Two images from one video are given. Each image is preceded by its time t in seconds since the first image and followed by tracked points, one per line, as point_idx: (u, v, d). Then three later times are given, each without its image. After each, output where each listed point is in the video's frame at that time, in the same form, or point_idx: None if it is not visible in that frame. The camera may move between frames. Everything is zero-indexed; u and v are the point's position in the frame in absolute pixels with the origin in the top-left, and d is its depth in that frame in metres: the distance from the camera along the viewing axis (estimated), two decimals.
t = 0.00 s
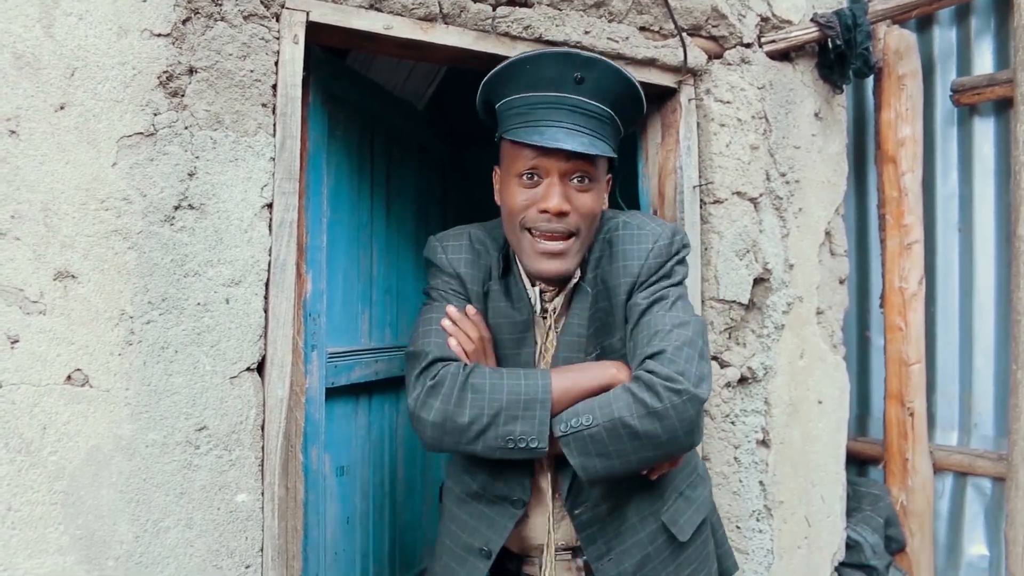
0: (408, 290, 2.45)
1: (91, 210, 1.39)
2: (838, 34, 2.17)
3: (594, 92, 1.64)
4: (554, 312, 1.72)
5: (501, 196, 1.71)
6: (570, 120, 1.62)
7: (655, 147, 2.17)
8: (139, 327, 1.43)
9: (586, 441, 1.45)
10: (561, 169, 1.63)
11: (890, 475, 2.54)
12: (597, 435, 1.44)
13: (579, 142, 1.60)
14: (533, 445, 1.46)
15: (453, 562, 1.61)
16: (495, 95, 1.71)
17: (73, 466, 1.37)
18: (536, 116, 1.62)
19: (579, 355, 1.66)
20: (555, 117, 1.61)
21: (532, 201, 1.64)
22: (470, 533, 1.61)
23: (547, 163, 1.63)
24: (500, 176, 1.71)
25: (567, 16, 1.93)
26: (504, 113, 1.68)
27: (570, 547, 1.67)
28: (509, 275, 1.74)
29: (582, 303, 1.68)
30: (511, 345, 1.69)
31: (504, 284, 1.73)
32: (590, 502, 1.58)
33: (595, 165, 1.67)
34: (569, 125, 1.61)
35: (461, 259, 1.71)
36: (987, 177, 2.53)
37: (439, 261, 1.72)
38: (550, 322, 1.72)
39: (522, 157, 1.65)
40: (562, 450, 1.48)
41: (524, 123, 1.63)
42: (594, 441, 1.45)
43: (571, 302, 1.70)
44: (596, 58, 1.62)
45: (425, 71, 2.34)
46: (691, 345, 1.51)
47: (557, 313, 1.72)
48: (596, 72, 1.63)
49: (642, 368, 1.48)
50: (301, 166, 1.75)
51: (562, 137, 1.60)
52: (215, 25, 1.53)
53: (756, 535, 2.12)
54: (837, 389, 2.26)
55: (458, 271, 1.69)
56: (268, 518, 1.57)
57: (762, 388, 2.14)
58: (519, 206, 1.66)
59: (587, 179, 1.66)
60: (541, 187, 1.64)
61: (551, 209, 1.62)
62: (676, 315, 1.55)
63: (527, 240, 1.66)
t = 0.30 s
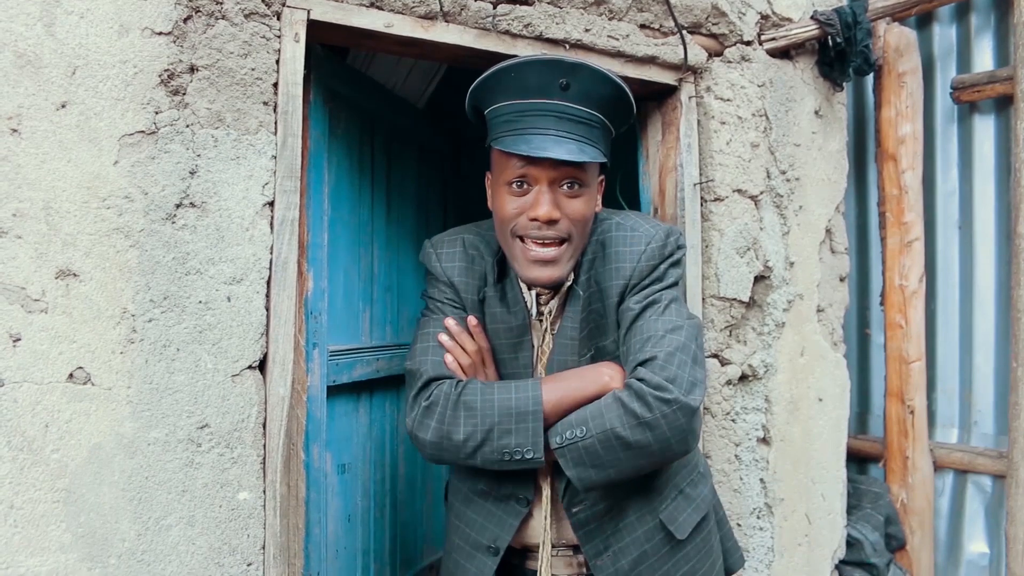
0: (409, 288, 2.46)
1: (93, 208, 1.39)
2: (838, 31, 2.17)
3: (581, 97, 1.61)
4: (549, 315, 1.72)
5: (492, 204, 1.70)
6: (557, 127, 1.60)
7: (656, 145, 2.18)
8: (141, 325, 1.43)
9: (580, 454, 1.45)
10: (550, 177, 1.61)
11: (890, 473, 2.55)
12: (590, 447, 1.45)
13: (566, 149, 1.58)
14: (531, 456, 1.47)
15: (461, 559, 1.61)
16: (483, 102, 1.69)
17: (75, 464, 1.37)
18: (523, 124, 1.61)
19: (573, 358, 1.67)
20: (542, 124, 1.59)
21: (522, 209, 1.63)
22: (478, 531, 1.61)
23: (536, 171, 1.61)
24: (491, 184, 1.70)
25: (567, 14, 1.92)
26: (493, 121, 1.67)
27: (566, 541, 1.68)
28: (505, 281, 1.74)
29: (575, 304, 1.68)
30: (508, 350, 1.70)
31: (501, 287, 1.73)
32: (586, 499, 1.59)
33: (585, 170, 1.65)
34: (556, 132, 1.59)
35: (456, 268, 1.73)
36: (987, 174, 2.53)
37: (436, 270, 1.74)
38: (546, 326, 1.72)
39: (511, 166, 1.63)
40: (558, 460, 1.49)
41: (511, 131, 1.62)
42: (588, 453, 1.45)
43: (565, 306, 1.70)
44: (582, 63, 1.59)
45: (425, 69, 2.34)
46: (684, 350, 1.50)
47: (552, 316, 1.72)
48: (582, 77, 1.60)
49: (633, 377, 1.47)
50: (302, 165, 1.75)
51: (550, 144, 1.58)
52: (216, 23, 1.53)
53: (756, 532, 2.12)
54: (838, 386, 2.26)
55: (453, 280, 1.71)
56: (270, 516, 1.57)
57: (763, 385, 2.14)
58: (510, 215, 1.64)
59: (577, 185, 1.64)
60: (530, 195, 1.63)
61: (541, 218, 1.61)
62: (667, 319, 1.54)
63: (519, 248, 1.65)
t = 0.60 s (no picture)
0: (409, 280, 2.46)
1: (93, 200, 1.39)
2: (839, 23, 2.16)
3: (577, 81, 1.60)
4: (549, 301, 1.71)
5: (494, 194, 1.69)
6: (554, 112, 1.58)
7: (656, 136, 2.17)
8: (141, 317, 1.43)
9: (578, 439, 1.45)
10: (550, 161, 1.60)
11: (889, 465, 2.55)
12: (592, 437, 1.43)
13: (565, 133, 1.57)
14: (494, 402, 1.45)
15: (458, 546, 1.61)
16: (481, 93, 1.69)
17: (75, 456, 1.37)
18: (520, 110, 1.60)
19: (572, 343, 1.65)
20: (540, 110, 1.58)
21: (524, 195, 1.61)
22: (475, 517, 1.60)
23: (536, 156, 1.60)
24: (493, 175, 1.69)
25: (568, 6, 1.92)
26: (491, 110, 1.66)
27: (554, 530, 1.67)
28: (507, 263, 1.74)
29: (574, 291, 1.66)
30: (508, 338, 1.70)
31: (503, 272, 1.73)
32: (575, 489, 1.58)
33: (586, 154, 1.63)
34: (553, 116, 1.58)
35: (458, 249, 1.73)
36: (987, 167, 2.53)
37: (437, 252, 1.74)
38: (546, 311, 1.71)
39: (511, 152, 1.62)
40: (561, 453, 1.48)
41: (510, 118, 1.61)
42: (593, 449, 1.43)
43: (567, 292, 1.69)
44: (576, 47, 1.58)
45: (426, 60, 2.34)
46: (697, 343, 1.48)
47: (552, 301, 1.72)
48: (576, 60, 1.59)
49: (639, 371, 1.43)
50: (303, 156, 1.75)
51: (548, 129, 1.57)
52: (216, 14, 1.53)
53: (755, 524, 2.12)
54: (838, 378, 2.26)
55: (453, 262, 1.71)
56: (270, 507, 1.58)
57: (763, 378, 2.14)
58: (512, 202, 1.63)
59: (577, 167, 1.62)
60: (531, 180, 1.61)
61: (542, 201, 1.59)
62: (678, 309, 1.51)
63: (522, 235, 1.63)
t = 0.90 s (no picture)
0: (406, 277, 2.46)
1: (89, 197, 1.39)
2: (836, 20, 2.16)
3: (566, 98, 1.54)
4: (550, 307, 1.68)
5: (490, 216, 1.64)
6: (544, 134, 1.53)
7: (653, 133, 2.18)
8: (137, 314, 1.43)
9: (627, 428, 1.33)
10: (544, 184, 1.54)
11: (886, 462, 2.56)
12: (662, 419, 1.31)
13: (554, 155, 1.52)
14: (416, 431, 1.36)
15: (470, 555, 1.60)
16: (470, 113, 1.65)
17: (73, 453, 1.37)
18: (509, 134, 1.56)
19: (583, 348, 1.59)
20: (528, 133, 1.54)
21: (519, 221, 1.56)
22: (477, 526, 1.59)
23: (529, 181, 1.55)
24: (487, 196, 1.64)
25: (564, 3, 1.92)
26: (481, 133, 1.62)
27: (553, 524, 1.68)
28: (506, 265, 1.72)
29: (587, 299, 1.60)
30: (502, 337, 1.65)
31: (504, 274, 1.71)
32: (592, 498, 1.54)
33: (580, 172, 1.57)
34: (543, 140, 1.53)
35: (456, 251, 1.72)
36: (984, 163, 2.52)
37: (435, 254, 1.74)
38: (549, 317, 1.68)
39: (504, 178, 1.57)
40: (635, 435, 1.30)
41: (499, 142, 1.57)
42: (670, 426, 1.30)
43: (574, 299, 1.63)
44: (559, 66, 1.52)
45: (422, 58, 2.34)
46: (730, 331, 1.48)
47: (554, 307, 1.68)
48: (562, 78, 1.53)
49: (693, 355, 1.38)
50: (298, 154, 1.75)
51: (538, 153, 1.52)
52: (212, 13, 1.53)
53: (752, 521, 2.12)
54: (834, 375, 2.27)
55: (451, 261, 1.71)
56: (267, 504, 1.59)
57: (759, 374, 2.14)
58: (508, 227, 1.58)
59: (572, 188, 1.57)
60: (526, 205, 1.56)
61: (539, 227, 1.54)
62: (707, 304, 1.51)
63: (522, 258, 1.59)
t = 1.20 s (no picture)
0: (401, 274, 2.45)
1: (82, 196, 1.39)
2: (830, 17, 2.17)
3: (552, 106, 1.52)
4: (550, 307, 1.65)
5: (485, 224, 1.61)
6: (531, 143, 1.52)
7: (648, 130, 2.18)
8: (131, 313, 1.43)
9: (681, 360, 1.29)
10: (531, 195, 1.49)
11: (881, 458, 2.56)
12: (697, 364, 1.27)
13: (539, 163, 1.48)
14: (403, 382, 1.35)
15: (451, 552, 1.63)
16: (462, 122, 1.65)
17: (67, 452, 1.37)
18: (496, 143, 1.54)
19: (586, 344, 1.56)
20: (514, 141, 1.52)
21: (508, 232, 1.52)
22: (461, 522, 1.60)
23: (515, 192, 1.48)
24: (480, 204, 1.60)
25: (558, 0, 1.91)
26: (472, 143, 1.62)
27: (551, 521, 1.69)
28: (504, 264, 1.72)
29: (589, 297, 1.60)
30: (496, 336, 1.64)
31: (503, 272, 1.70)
32: (616, 498, 1.53)
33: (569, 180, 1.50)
34: (528, 148, 1.51)
35: (456, 246, 1.73)
36: (978, 160, 2.53)
37: (434, 249, 1.74)
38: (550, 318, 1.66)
39: (492, 189, 1.52)
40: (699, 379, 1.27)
41: (486, 151, 1.56)
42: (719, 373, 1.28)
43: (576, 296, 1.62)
44: (544, 74, 1.51)
45: (417, 56, 2.34)
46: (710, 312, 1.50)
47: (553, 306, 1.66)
48: (547, 87, 1.52)
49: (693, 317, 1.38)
50: (292, 152, 1.74)
51: (522, 162, 1.49)
52: (205, 10, 1.53)
53: (747, 517, 2.13)
54: (829, 371, 2.27)
55: (449, 254, 1.71)
56: (261, 502, 1.59)
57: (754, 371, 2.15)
58: (499, 238, 1.55)
59: (561, 196, 1.50)
60: (514, 216, 1.51)
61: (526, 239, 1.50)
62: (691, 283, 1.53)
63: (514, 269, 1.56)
